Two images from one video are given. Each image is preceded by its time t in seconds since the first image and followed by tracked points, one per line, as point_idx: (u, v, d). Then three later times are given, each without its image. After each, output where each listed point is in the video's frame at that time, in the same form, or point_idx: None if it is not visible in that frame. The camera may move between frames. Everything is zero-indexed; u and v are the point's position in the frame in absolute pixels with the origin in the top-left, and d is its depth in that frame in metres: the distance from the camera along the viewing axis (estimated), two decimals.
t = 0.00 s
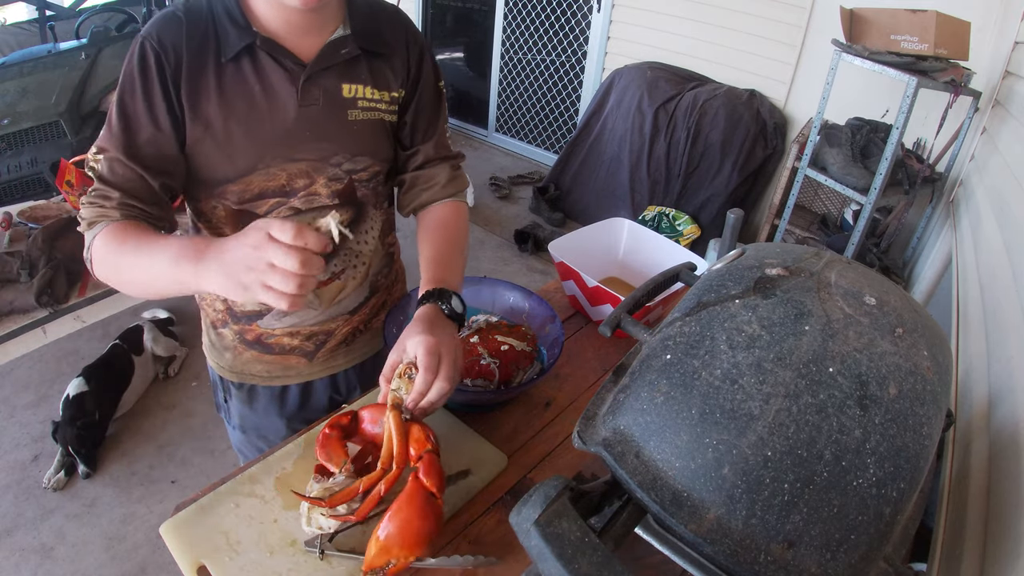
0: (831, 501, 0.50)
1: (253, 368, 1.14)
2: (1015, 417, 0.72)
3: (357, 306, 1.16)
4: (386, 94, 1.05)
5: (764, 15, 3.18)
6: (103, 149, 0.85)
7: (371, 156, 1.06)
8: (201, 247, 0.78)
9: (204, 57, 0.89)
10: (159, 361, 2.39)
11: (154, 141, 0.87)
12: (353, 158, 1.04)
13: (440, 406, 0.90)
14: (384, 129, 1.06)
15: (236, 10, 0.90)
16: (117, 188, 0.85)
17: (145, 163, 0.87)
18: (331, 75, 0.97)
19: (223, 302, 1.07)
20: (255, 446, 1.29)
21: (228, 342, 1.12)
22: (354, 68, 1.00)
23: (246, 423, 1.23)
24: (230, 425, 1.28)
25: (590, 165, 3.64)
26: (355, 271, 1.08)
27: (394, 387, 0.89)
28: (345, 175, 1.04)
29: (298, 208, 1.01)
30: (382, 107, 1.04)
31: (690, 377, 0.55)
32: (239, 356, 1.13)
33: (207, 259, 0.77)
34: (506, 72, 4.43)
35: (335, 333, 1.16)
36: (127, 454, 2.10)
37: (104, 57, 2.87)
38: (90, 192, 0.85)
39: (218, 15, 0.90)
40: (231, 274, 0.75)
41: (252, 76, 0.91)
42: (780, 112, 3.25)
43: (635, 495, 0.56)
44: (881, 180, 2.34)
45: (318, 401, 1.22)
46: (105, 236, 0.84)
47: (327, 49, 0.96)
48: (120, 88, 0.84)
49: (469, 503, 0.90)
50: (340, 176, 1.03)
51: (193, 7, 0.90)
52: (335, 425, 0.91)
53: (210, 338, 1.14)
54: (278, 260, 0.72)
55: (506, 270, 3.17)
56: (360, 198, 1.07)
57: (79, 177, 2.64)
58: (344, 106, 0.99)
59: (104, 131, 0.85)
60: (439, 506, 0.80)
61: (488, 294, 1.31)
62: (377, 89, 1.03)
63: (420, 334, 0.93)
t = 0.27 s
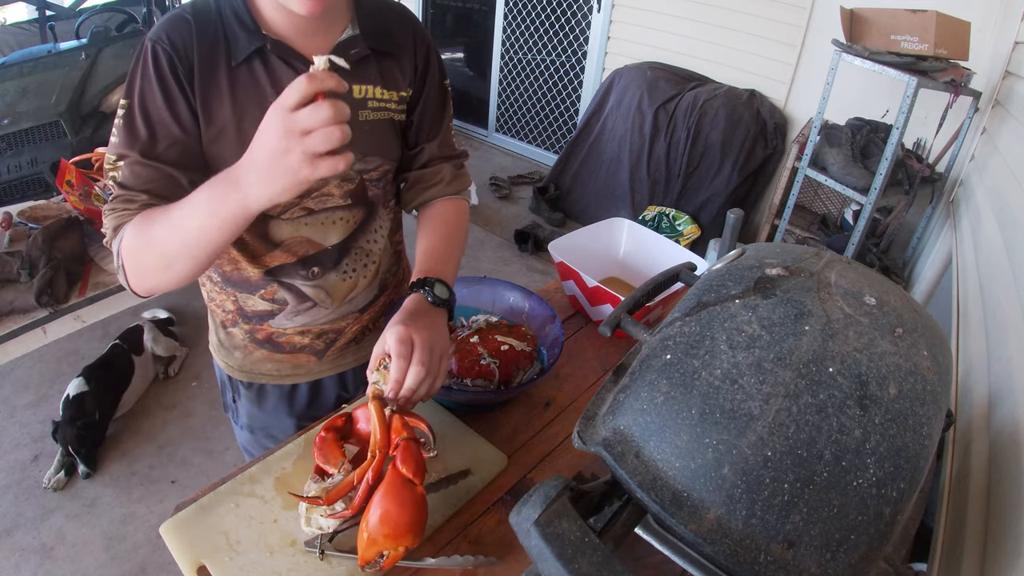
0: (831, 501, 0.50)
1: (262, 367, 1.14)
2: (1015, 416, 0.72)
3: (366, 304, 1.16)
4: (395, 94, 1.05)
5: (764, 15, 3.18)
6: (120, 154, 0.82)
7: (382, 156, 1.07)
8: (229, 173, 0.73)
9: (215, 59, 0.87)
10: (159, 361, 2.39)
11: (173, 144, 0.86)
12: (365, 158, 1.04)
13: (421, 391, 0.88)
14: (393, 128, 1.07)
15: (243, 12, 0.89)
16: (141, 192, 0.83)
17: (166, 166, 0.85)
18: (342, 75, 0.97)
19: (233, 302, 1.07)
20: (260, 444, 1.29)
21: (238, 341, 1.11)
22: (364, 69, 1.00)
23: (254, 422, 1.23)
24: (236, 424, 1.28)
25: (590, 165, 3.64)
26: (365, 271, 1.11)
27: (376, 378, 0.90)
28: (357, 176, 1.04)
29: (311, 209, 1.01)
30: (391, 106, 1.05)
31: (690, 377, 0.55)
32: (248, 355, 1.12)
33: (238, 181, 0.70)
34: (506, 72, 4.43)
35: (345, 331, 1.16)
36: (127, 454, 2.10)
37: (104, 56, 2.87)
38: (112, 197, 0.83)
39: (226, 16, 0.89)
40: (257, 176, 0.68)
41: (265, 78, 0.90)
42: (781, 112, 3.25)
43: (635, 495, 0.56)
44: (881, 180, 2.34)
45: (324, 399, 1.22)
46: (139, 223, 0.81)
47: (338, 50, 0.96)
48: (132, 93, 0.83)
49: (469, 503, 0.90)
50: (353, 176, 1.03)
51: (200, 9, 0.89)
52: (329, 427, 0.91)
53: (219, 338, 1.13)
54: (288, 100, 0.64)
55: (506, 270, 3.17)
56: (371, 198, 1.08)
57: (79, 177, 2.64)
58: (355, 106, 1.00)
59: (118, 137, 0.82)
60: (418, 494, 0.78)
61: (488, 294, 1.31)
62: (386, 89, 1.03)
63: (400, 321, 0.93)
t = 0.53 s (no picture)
0: (831, 501, 0.50)
1: (265, 366, 1.14)
2: (1015, 416, 0.72)
3: (368, 302, 1.16)
4: (398, 96, 1.05)
5: (764, 15, 3.18)
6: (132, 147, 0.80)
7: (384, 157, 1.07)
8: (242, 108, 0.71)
9: (225, 58, 0.86)
10: (159, 361, 2.39)
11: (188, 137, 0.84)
12: (368, 160, 1.04)
13: (418, 389, 0.88)
14: (395, 129, 1.08)
15: (251, 12, 0.87)
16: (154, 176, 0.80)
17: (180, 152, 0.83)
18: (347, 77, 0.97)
19: (235, 303, 1.06)
20: (262, 443, 1.29)
21: (240, 341, 1.11)
22: (369, 71, 1.00)
23: (256, 422, 1.23)
24: (238, 424, 1.28)
25: (590, 165, 3.64)
26: (366, 269, 1.11)
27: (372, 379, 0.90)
28: (360, 177, 1.04)
29: (314, 210, 1.00)
30: (395, 108, 1.05)
31: (690, 377, 0.55)
32: (251, 355, 1.12)
33: (256, 109, 0.70)
34: (506, 72, 4.43)
35: (347, 329, 1.16)
36: (127, 454, 2.10)
37: (104, 56, 2.87)
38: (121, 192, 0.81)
39: (234, 14, 0.87)
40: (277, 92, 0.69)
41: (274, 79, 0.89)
42: (781, 112, 3.26)
43: (635, 495, 0.56)
44: (881, 180, 2.34)
45: (326, 398, 1.22)
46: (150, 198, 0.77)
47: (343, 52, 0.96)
48: (143, 88, 0.81)
49: (469, 503, 0.90)
50: (355, 178, 1.03)
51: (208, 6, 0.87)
52: (329, 427, 0.91)
53: (221, 337, 1.13)
54: (302, 13, 0.69)
55: (506, 270, 3.18)
56: (373, 198, 1.08)
57: (79, 176, 2.64)
58: (359, 108, 1.00)
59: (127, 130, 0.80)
60: (415, 492, 0.78)
61: (488, 293, 1.30)
62: (390, 92, 1.03)
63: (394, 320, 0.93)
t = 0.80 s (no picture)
0: (831, 501, 0.50)
1: (265, 365, 1.14)
2: (1015, 416, 0.72)
3: (367, 301, 1.16)
4: (399, 99, 1.05)
5: (764, 15, 3.18)
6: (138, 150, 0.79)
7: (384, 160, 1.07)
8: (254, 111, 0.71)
9: (229, 60, 0.86)
10: (159, 362, 2.39)
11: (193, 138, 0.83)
12: (369, 162, 1.04)
13: (413, 390, 0.88)
14: (396, 131, 1.08)
15: (254, 15, 0.87)
16: (162, 180, 0.80)
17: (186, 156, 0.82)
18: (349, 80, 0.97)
19: (235, 303, 1.06)
20: (262, 443, 1.29)
21: (240, 341, 1.11)
22: (371, 74, 1.00)
23: (256, 422, 1.23)
24: (238, 425, 1.28)
25: (590, 165, 3.64)
26: (366, 268, 1.12)
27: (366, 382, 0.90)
28: (360, 179, 1.04)
29: (315, 211, 1.00)
30: (396, 111, 1.05)
31: (690, 377, 0.55)
32: (251, 355, 1.12)
33: (270, 110, 0.70)
34: (506, 72, 4.43)
35: (346, 329, 1.16)
36: (127, 454, 2.10)
37: (104, 56, 2.87)
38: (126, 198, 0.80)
39: (236, 15, 0.87)
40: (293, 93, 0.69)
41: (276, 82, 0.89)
42: (781, 112, 3.26)
43: (635, 495, 0.56)
44: (881, 180, 2.34)
45: (325, 397, 1.22)
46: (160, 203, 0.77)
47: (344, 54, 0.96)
48: (146, 90, 0.80)
49: (469, 502, 0.90)
50: (356, 181, 1.03)
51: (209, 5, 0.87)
52: (327, 428, 0.91)
53: (220, 337, 1.13)
54: (314, 14, 0.69)
55: (506, 270, 3.18)
56: (372, 199, 1.08)
57: (79, 176, 2.64)
58: (361, 111, 1.00)
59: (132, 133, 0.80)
60: (406, 492, 0.77)
61: (488, 293, 1.30)
62: (392, 94, 1.04)
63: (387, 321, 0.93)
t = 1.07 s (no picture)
0: (831, 501, 0.50)
1: (263, 366, 1.14)
2: (1015, 416, 0.72)
3: (364, 301, 1.16)
4: (399, 101, 1.05)
5: (763, 15, 3.19)
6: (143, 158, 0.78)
7: (384, 161, 1.07)
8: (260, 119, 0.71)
9: (231, 63, 0.85)
10: (159, 362, 2.39)
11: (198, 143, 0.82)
12: (369, 165, 1.04)
13: (402, 389, 0.86)
14: (396, 133, 1.08)
15: (256, 17, 0.87)
16: (168, 190, 0.80)
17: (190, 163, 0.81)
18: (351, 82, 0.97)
19: (233, 305, 1.06)
20: (262, 443, 1.29)
21: (237, 341, 1.11)
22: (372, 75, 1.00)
23: (255, 422, 1.23)
24: (236, 425, 1.28)
25: (590, 165, 3.64)
26: (364, 269, 1.11)
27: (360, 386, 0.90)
28: (360, 182, 1.04)
29: (316, 213, 0.99)
30: (397, 113, 1.05)
31: (690, 377, 0.55)
32: (249, 355, 1.12)
33: (277, 119, 0.70)
34: (506, 72, 4.43)
35: (343, 328, 1.16)
36: (127, 454, 2.10)
37: (104, 56, 2.87)
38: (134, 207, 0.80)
39: (238, 17, 0.87)
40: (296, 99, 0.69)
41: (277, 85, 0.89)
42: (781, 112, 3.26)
43: (636, 495, 0.56)
44: (881, 180, 2.34)
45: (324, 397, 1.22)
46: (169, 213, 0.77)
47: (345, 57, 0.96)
48: (149, 93, 0.80)
49: (469, 502, 0.90)
50: (356, 183, 1.03)
51: (209, 8, 0.86)
52: (327, 428, 0.91)
53: (218, 337, 1.13)
54: (319, 20, 0.69)
55: (506, 270, 3.18)
56: (372, 201, 1.08)
57: (79, 176, 2.64)
58: (362, 114, 1.00)
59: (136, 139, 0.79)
60: (379, 489, 0.77)
61: (488, 293, 1.30)
62: (392, 96, 1.04)
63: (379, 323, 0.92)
